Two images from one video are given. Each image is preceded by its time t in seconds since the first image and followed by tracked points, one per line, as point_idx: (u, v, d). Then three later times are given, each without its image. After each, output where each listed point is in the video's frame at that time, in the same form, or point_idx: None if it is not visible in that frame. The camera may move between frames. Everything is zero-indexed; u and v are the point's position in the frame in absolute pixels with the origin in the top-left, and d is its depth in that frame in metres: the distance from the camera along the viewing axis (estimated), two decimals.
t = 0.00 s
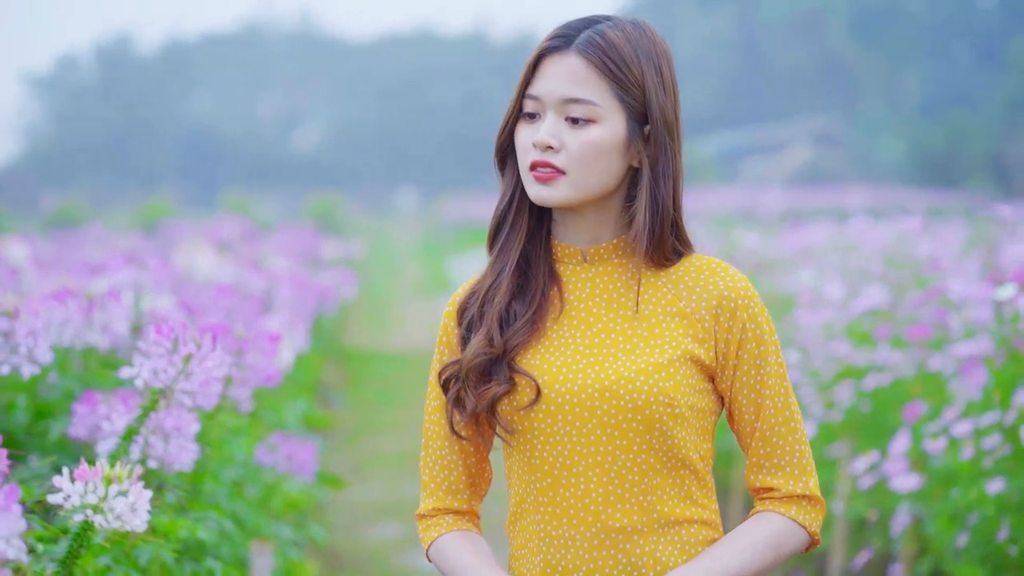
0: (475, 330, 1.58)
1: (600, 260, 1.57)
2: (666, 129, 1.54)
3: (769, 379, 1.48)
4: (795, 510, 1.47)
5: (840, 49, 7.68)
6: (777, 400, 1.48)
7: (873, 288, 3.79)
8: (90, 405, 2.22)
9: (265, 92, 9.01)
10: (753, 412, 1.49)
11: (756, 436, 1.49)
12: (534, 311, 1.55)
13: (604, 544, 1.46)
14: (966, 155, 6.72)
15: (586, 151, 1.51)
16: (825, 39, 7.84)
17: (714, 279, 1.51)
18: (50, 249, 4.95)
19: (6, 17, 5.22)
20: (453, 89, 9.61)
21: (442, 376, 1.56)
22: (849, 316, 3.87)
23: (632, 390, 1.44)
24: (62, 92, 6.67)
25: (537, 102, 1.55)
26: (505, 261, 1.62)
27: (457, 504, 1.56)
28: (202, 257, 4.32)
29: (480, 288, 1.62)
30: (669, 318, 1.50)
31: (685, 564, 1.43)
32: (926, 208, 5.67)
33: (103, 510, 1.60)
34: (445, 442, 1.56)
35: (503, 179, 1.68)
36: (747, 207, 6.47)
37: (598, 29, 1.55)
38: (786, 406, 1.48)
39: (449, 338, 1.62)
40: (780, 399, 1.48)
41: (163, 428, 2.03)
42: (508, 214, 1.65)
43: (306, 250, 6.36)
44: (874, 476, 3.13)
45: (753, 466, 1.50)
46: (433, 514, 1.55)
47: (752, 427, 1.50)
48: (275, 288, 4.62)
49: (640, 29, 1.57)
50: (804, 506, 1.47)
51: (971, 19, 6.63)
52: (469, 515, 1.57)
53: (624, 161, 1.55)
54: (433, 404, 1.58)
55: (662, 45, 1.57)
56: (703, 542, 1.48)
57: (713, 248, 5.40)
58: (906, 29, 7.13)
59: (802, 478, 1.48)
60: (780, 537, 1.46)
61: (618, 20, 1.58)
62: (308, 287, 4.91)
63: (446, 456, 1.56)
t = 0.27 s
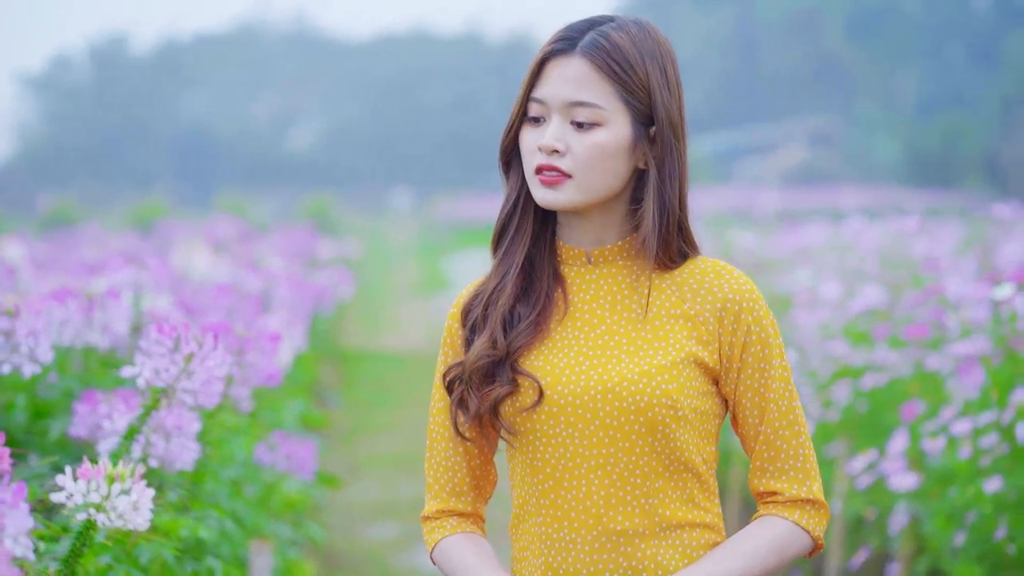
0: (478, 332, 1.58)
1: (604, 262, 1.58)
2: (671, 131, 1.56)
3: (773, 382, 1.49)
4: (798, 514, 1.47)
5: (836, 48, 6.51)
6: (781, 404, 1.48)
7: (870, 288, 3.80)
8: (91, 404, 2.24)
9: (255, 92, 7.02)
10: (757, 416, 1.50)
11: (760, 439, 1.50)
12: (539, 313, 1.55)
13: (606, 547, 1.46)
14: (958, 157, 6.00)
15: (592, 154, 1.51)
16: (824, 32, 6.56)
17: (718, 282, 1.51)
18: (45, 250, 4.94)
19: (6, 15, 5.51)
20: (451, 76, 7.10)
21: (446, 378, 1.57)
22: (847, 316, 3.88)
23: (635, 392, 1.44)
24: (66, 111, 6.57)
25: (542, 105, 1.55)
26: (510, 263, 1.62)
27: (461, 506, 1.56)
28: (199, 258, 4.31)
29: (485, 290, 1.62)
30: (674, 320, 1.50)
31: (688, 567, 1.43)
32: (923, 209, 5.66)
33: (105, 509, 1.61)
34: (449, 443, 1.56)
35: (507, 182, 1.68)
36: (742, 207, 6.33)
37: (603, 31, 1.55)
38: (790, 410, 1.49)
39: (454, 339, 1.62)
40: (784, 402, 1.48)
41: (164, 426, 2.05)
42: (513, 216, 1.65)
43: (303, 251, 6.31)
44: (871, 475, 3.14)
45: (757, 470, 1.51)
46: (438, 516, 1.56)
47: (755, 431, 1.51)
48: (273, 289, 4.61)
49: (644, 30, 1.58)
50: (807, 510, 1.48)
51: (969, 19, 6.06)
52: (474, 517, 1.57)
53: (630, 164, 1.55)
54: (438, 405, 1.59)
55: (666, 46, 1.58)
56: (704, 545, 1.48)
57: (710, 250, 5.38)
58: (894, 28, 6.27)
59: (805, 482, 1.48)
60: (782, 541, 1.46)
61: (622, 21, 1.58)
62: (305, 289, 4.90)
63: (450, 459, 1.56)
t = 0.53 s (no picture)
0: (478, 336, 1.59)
1: (606, 265, 1.58)
2: (674, 134, 1.56)
3: (775, 389, 1.48)
4: (799, 522, 1.47)
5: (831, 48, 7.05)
6: (783, 410, 1.48)
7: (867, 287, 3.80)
8: (90, 404, 2.25)
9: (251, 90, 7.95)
10: (758, 422, 1.49)
11: (762, 446, 1.50)
12: (539, 316, 1.56)
13: (604, 552, 1.46)
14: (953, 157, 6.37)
15: (594, 158, 1.51)
16: (813, 35, 7.17)
17: (721, 286, 1.51)
18: (40, 250, 4.91)
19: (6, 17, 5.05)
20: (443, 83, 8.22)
21: (447, 382, 1.58)
22: (844, 316, 3.88)
23: (635, 396, 1.45)
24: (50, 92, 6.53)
25: (544, 109, 1.55)
26: (512, 266, 1.63)
27: (462, 511, 1.56)
28: (196, 257, 4.30)
29: (486, 293, 1.63)
30: (675, 323, 1.50)
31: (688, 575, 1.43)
32: (917, 209, 5.67)
33: (106, 508, 1.61)
34: (450, 447, 1.57)
35: (509, 185, 1.68)
36: (736, 209, 6.39)
37: (604, 34, 1.56)
38: (792, 416, 1.48)
39: (455, 343, 1.63)
40: (786, 409, 1.48)
41: (163, 426, 2.07)
42: (515, 220, 1.65)
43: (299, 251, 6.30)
44: (867, 475, 3.15)
45: (758, 476, 1.51)
46: (438, 520, 1.56)
47: (756, 437, 1.50)
48: (271, 289, 4.60)
49: (645, 33, 1.58)
50: (808, 517, 1.47)
51: (967, 20, 6.28)
52: (475, 522, 1.57)
53: (633, 167, 1.56)
54: (439, 410, 1.59)
55: (667, 48, 1.58)
56: (704, 552, 1.48)
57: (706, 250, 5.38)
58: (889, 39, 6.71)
59: (807, 489, 1.48)
60: (783, 549, 1.46)
61: (623, 24, 1.59)
62: (302, 288, 4.89)
63: (450, 463, 1.57)
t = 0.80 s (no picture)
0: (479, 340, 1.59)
1: (608, 270, 1.59)
2: (675, 137, 1.56)
3: (776, 395, 1.48)
4: (801, 532, 1.47)
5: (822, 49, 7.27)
6: (784, 418, 1.48)
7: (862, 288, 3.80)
8: (88, 404, 2.25)
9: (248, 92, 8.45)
10: (760, 430, 1.49)
11: (763, 454, 1.49)
12: (541, 321, 1.57)
13: (602, 560, 1.46)
14: (948, 157, 6.51)
15: (595, 161, 1.52)
16: (805, 37, 7.39)
17: (723, 291, 1.51)
18: (34, 250, 4.89)
19: (6, 17, 5.02)
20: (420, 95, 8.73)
21: (446, 386, 1.58)
22: (839, 316, 3.90)
23: (634, 401, 1.45)
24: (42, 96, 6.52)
25: (544, 113, 1.56)
26: (512, 271, 1.63)
27: (460, 518, 1.57)
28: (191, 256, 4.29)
29: (486, 298, 1.63)
30: (676, 329, 1.50)
31: None
32: (908, 208, 5.68)
33: (106, 507, 1.62)
34: (450, 454, 1.57)
35: (510, 190, 1.69)
36: (729, 207, 6.42)
37: (604, 37, 1.56)
38: (793, 424, 1.48)
39: (456, 348, 1.64)
40: (787, 416, 1.48)
41: (162, 426, 2.07)
42: (516, 225, 1.66)
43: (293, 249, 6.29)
44: (863, 476, 3.15)
45: (759, 484, 1.50)
46: (437, 528, 1.57)
47: (758, 445, 1.50)
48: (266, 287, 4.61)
49: (646, 36, 1.59)
50: (809, 527, 1.47)
51: (961, 20, 6.36)
52: (474, 529, 1.58)
53: (634, 171, 1.56)
54: (439, 416, 1.60)
55: (668, 51, 1.59)
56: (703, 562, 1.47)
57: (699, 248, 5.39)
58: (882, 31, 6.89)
59: (808, 498, 1.47)
60: (784, 557, 1.46)
61: (623, 27, 1.59)
62: (298, 288, 4.90)
63: (450, 470, 1.57)
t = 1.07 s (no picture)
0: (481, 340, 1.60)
1: (611, 270, 1.59)
2: (678, 134, 1.56)
3: (781, 396, 1.48)
4: (804, 533, 1.47)
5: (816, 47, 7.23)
6: (789, 419, 1.48)
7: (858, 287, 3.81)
8: (87, 404, 2.26)
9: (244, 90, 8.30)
10: (764, 430, 1.49)
11: (767, 455, 1.49)
12: (543, 320, 1.57)
13: (604, 561, 1.47)
14: (940, 158, 6.55)
15: (598, 159, 1.52)
16: (797, 35, 7.36)
17: (727, 291, 1.52)
18: (30, 251, 4.88)
19: (7, 17, 4.97)
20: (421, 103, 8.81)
21: (449, 386, 1.59)
22: (835, 316, 3.91)
23: (636, 401, 1.45)
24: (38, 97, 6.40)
25: (547, 112, 1.56)
26: (514, 270, 1.64)
27: (463, 520, 1.57)
28: (187, 257, 4.28)
29: (488, 297, 1.64)
30: (680, 329, 1.51)
31: None
32: (902, 207, 5.70)
33: (106, 507, 1.63)
34: (452, 454, 1.58)
35: (511, 190, 1.69)
36: (724, 206, 6.43)
37: (606, 36, 1.57)
38: (797, 425, 1.49)
39: (458, 347, 1.65)
40: (792, 417, 1.48)
41: (162, 427, 2.08)
42: (519, 224, 1.66)
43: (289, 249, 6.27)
44: (859, 475, 3.16)
45: (762, 486, 1.50)
46: (440, 529, 1.57)
47: (762, 445, 1.50)
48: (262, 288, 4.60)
49: (649, 33, 1.59)
50: (814, 528, 1.47)
51: (956, 19, 6.18)
52: (475, 531, 1.58)
53: (638, 168, 1.56)
54: (442, 417, 1.60)
55: (671, 48, 1.59)
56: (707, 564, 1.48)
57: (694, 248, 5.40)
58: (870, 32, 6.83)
59: (813, 499, 1.47)
60: (789, 559, 1.46)
61: (625, 24, 1.59)
62: (295, 287, 4.90)
63: (452, 471, 1.58)
